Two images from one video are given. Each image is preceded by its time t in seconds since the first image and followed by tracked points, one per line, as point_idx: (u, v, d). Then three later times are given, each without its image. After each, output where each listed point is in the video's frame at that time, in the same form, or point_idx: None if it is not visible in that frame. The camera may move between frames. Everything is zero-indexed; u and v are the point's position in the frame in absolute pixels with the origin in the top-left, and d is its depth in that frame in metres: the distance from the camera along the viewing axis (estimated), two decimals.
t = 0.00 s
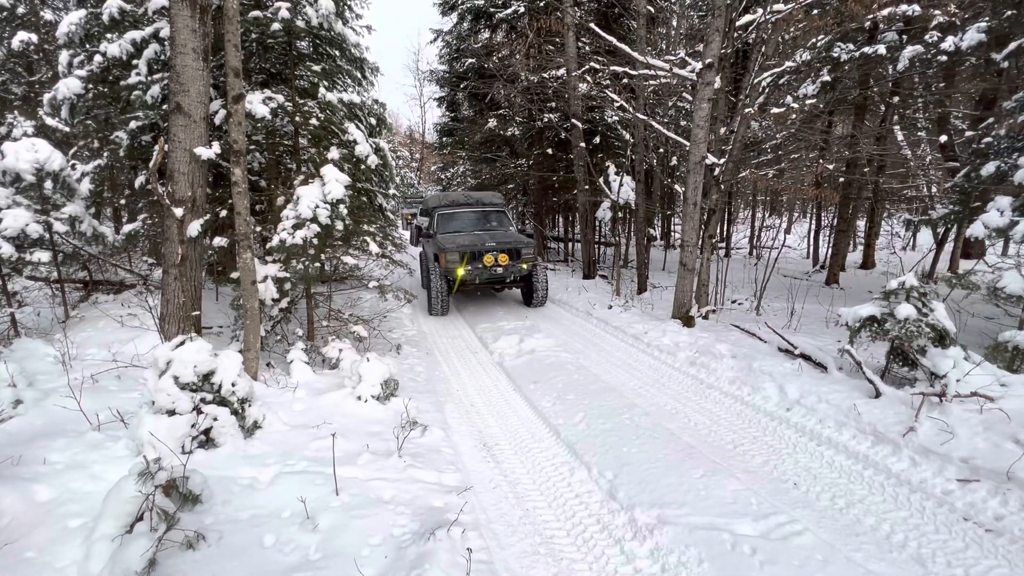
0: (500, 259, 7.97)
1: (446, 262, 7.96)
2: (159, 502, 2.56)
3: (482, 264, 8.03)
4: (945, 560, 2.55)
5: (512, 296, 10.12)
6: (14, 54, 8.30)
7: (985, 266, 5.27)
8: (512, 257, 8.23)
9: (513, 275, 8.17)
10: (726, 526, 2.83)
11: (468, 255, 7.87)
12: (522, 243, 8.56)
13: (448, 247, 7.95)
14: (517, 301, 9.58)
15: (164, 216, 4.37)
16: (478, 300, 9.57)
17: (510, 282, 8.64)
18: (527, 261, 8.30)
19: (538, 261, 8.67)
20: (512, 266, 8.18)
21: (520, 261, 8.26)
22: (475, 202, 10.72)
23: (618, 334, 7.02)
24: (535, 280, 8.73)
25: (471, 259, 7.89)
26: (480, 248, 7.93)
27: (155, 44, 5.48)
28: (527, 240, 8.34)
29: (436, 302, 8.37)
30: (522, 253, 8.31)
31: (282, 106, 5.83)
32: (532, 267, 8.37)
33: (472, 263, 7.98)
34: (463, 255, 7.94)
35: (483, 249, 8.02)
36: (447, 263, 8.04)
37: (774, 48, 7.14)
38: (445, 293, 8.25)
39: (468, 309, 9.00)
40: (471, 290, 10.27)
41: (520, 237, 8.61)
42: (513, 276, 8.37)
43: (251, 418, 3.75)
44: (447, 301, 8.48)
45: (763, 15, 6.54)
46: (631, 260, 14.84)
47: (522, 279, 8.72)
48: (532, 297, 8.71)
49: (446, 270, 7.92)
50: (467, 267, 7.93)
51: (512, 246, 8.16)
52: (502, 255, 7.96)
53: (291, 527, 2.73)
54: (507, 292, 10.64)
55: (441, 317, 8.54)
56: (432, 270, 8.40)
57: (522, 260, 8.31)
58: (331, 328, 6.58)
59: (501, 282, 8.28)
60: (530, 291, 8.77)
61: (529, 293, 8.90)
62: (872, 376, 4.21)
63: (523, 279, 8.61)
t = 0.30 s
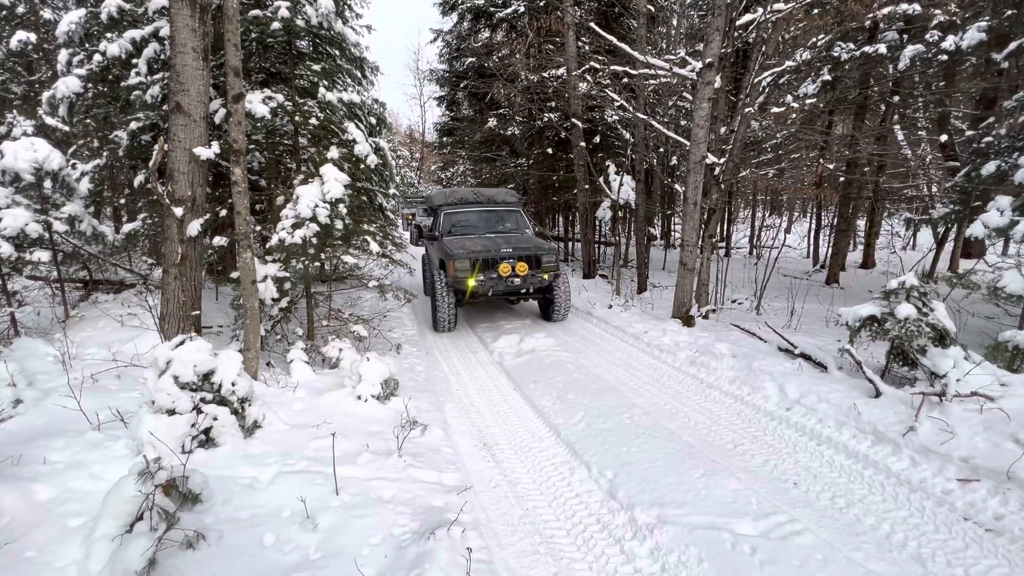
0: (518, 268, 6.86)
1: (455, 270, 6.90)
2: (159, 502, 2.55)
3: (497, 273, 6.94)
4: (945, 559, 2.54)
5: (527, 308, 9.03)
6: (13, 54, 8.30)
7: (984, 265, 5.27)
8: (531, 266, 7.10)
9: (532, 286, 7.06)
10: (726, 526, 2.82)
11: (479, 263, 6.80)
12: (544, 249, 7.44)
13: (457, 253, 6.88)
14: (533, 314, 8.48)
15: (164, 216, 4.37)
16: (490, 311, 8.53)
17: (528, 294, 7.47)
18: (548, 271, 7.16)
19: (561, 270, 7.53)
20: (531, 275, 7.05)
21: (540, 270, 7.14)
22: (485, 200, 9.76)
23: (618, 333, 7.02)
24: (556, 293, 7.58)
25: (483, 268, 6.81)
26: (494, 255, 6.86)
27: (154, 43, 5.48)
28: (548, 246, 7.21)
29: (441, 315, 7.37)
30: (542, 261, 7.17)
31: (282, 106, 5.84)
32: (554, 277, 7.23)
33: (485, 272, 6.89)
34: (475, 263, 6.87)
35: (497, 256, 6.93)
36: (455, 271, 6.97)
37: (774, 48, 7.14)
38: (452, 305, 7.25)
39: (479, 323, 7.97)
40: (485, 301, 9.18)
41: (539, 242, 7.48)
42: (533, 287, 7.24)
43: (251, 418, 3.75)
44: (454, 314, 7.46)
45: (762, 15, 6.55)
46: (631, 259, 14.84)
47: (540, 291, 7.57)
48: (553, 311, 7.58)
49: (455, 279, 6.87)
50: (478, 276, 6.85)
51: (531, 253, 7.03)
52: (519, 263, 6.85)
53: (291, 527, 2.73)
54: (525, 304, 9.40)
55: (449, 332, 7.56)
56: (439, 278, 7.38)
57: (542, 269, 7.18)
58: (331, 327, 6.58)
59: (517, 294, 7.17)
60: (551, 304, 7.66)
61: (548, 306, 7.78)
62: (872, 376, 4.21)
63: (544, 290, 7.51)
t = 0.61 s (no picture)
0: (541, 280, 5.85)
1: (464, 283, 5.88)
2: (158, 502, 2.55)
3: (515, 286, 5.89)
4: (946, 559, 2.54)
5: (547, 321, 7.89)
6: (13, 54, 8.31)
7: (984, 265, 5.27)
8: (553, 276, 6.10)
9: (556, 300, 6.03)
10: (726, 525, 2.82)
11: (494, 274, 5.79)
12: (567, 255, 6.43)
13: (468, 261, 5.87)
14: (556, 329, 7.38)
15: (163, 215, 4.37)
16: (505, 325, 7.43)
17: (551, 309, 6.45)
18: (574, 283, 6.15)
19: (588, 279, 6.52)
20: (554, 287, 6.02)
21: (565, 281, 6.12)
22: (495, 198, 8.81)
23: (618, 333, 7.01)
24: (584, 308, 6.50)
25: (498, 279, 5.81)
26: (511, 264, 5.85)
27: (154, 43, 5.47)
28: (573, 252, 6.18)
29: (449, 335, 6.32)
30: (567, 271, 6.15)
31: (282, 105, 5.84)
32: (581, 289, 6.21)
33: (500, 285, 5.87)
34: (489, 273, 5.87)
35: (515, 265, 5.92)
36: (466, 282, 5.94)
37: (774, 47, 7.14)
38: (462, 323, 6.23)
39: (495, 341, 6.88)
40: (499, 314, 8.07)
41: (562, 247, 6.45)
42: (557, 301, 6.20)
43: (251, 418, 3.74)
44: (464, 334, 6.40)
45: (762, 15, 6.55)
46: (631, 259, 14.83)
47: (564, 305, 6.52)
48: (580, 327, 6.58)
49: (465, 294, 5.85)
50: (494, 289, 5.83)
51: (554, 261, 6.02)
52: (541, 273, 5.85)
53: (291, 527, 2.74)
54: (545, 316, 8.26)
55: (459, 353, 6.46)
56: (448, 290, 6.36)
57: (566, 280, 6.16)
58: (331, 327, 6.57)
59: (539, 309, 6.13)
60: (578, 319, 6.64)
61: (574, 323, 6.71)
62: (873, 376, 4.20)
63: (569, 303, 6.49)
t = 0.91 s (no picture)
0: (579, 297, 4.79)
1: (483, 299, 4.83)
2: (159, 502, 2.54)
3: (547, 304, 4.81)
4: (946, 558, 2.55)
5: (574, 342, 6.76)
6: (13, 54, 8.32)
7: (985, 264, 5.27)
8: (590, 290, 5.06)
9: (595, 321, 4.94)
10: (726, 524, 2.82)
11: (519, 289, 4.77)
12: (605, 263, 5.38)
13: (488, 273, 4.82)
14: (585, 350, 6.31)
15: (164, 215, 4.37)
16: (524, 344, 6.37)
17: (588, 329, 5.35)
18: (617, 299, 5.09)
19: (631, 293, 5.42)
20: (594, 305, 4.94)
21: (607, 298, 5.06)
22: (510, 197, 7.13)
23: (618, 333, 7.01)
24: (624, 330, 5.46)
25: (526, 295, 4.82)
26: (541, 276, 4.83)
27: (154, 43, 5.47)
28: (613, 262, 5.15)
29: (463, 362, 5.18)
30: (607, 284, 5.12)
31: (282, 105, 5.84)
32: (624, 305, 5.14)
33: (527, 301, 4.82)
34: (514, 287, 4.85)
35: (546, 277, 4.88)
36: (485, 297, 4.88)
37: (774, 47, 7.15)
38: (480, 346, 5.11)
39: (515, 365, 5.82)
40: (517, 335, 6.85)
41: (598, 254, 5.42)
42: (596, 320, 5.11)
43: (251, 417, 3.74)
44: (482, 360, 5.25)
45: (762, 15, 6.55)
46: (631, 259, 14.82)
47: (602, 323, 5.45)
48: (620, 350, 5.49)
49: (485, 313, 4.80)
50: (520, 307, 4.78)
51: (592, 272, 4.98)
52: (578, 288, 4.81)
53: (291, 527, 2.73)
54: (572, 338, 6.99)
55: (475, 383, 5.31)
56: (463, 306, 5.30)
57: (607, 295, 5.11)
58: (331, 327, 6.56)
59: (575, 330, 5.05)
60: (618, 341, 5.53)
61: (611, 346, 5.65)
62: (873, 375, 4.19)
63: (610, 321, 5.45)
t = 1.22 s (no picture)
0: (652, 329, 3.54)
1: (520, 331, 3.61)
2: (160, 501, 2.54)
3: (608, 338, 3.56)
4: (947, 558, 2.54)
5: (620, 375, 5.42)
6: (12, 54, 8.32)
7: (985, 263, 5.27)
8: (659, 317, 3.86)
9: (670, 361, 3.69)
10: (727, 524, 2.82)
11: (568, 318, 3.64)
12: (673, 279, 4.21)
13: (528, 295, 3.61)
14: (633, 382, 5.13)
15: (164, 215, 4.37)
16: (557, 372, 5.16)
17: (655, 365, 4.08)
18: (694, 329, 3.91)
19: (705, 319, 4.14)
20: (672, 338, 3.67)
21: (681, 326, 3.87)
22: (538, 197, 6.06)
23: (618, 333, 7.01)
24: (692, 366, 4.29)
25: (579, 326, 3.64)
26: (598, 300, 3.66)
27: (154, 43, 5.47)
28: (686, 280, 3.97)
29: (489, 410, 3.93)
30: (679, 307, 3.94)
31: (282, 105, 5.85)
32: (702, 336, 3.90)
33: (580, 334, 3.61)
34: (560, 315, 3.65)
35: (604, 301, 3.70)
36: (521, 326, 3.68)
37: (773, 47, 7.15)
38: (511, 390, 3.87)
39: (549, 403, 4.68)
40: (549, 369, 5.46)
41: (660, 270, 4.26)
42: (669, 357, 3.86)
43: (251, 417, 3.73)
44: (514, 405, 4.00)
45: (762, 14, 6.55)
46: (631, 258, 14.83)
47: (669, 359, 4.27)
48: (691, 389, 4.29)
49: (523, 350, 3.58)
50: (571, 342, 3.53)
51: (662, 294, 3.79)
52: (655, 319, 3.53)
53: (291, 527, 2.73)
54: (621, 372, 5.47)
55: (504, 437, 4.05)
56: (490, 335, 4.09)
57: (681, 324, 3.92)
58: (331, 327, 6.56)
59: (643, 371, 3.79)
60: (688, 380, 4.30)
61: (672, 383, 4.48)
62: (874, 374, 4.19)
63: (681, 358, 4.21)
